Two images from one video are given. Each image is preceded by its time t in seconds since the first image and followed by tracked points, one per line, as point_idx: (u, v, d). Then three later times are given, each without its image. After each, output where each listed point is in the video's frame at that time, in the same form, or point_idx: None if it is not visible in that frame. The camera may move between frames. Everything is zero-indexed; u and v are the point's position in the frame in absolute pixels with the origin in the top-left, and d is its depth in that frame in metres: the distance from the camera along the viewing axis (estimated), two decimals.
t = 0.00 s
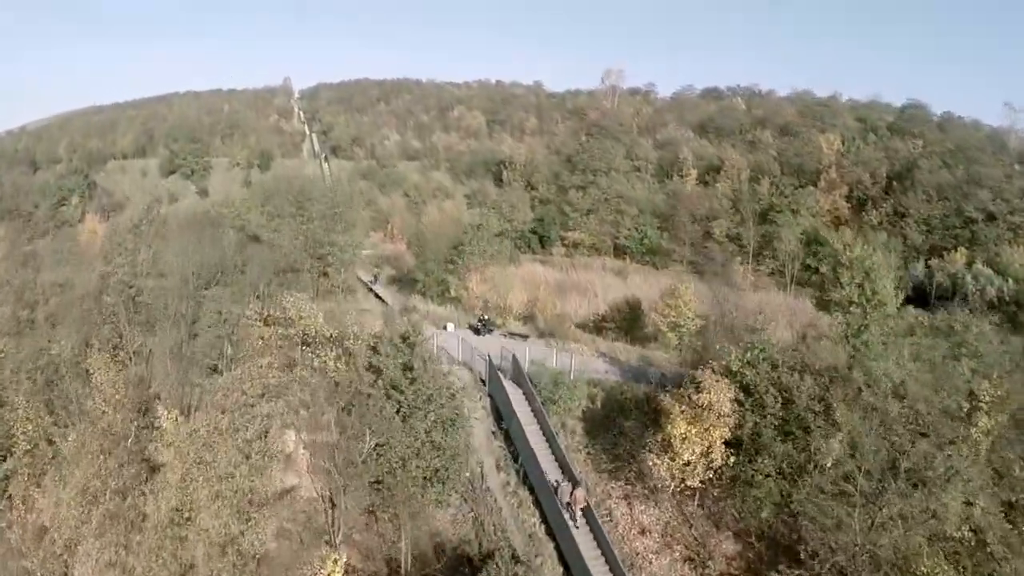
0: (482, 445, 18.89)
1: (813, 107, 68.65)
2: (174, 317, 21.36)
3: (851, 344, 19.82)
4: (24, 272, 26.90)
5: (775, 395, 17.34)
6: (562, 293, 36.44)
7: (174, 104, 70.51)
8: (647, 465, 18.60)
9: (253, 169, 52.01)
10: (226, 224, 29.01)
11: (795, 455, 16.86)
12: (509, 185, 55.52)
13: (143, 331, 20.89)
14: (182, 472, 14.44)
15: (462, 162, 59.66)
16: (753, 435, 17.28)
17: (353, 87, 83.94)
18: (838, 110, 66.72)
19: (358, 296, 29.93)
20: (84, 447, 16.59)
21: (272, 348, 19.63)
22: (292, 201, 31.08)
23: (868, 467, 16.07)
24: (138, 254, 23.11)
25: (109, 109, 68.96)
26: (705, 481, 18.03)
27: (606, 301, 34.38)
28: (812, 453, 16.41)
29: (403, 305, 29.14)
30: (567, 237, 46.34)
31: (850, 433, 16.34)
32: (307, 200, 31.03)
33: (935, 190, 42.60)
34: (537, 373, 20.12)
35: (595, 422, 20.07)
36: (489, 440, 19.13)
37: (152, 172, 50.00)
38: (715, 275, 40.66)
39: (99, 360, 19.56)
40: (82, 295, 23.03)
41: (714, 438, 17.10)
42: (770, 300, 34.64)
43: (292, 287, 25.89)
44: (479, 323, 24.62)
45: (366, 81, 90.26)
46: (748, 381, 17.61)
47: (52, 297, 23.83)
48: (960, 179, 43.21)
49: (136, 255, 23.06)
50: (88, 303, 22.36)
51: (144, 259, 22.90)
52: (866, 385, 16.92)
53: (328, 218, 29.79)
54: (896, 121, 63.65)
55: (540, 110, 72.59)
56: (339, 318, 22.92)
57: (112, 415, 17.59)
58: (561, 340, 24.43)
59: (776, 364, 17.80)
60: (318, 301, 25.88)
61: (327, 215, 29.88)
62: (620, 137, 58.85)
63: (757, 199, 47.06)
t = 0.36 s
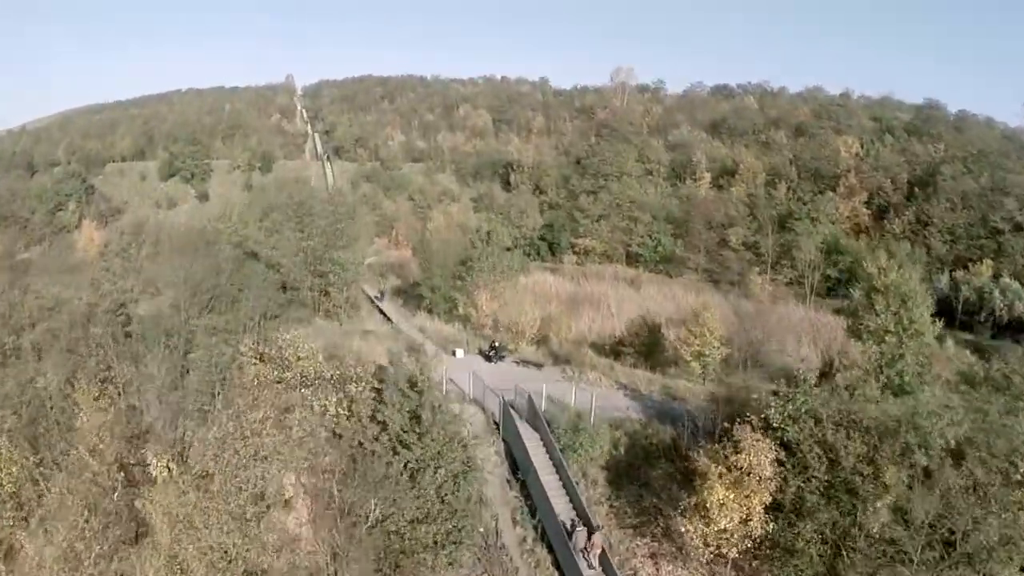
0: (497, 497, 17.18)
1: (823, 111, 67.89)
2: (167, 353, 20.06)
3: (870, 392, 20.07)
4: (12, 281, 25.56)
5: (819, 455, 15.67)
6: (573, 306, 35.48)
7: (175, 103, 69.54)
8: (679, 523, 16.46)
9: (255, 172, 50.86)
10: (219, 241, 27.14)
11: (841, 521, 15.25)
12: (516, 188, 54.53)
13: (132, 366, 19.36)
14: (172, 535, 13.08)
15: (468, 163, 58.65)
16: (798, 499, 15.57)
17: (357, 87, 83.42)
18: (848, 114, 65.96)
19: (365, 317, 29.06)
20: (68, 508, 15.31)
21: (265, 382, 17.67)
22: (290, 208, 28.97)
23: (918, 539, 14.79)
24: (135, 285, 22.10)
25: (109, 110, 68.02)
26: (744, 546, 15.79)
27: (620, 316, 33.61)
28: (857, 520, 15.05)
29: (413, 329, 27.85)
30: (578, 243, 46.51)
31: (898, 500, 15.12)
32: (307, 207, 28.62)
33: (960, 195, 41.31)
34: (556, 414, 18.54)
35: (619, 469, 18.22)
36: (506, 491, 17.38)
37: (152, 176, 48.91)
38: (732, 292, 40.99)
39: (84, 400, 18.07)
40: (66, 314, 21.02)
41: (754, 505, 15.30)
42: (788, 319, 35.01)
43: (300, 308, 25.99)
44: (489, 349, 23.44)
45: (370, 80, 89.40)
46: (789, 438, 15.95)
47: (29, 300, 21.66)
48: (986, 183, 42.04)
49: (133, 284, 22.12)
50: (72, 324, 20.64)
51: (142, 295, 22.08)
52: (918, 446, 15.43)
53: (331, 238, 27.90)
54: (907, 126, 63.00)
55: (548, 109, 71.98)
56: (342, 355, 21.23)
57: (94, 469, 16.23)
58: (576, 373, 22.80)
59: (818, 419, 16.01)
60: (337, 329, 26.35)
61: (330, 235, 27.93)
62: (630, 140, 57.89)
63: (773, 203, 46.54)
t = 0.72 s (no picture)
0: (508, 552, 15.79)
1: (832, 104, 67.05)
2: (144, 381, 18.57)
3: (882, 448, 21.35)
4: None
5: (871, 526, 14.56)
6: (584, 311, 34.42)
7: (168, 90, 67.52)
8: None
9: (253, 162, 49.13)
10: (206, 246, 24.93)
11: None
12: (523, 180, 53.14)
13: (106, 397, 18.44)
14: None
15: (472, 149, 57.00)
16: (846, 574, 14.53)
17: (356, 72, 81.63)
18: (858, 106, 65.12)
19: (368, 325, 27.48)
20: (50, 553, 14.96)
21: (248, 420, 15.79)
22: (284, 205, 26.41)
23: None
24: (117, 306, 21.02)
25: (99, 97, 65.83)
26: None
27: (634, 323, 33.03)
28: None
29: (415, 342, 25.95)
30: (587, 238, 45.39)
31: None
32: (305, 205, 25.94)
33: (985, 198, 42.13)
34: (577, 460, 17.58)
35: (649, 522, 16.99)
36: (519, 545, 15.98)
37: (146, 167, 47.23)
38: (750, 295, 41.59)
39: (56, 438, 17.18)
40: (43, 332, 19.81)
41: None
42: (802, 331, 34.73)
43: (291, 320, 25.18)
44: (500, 370, 22.54)
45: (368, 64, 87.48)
46: (839, 505, 15.01)
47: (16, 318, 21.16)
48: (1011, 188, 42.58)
49: (114, 304, 21.03)
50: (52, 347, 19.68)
51: (123, 318, 20.74)
52: (976, 517, 14.82)
53: (333, 245, 25.55)
54: (917, 120, 62.44)
55: (555, 96, 70.76)
56: (341, 384, 18.88)
57: (68, 523, 15.90)
58: (596, 397, 22.28)
59: (870, 482, 15.06)
60: (327, 344, 24.95)
61: (331, 239, 25.47)
62: (639, 132, 56.57)
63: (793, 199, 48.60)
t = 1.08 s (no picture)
0: None
1: (850, 103, 65.96)
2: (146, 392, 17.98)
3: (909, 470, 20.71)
4: None
5: (905, 566, 13.97)
6: (600, 316, 33.75)
7: (178, 83, 66.96)
8: None
9: (263, 158, 48.48)
10: (212, 251, 24.31)
11: None
12: (536, 178, 52.41)
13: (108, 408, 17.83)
14: None
15: (485, 145, 56.19)
16: None
17: (367, 66, 81.04)
18: (877, 105, 63.99)
19: (380, 330, 26.69)
20: None
21: (253, 440, 15.25)
22: (292, 205, 25.63)
23: None
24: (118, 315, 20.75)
25: (108, 90, 65.34)
26: None
27: (650, 330, 32.45)
28: None
29: (427, 349, 25.24)
30: (603, 239, 44.68)
31: None
32: (313, 206, 25.16)
33: (1011, 201, 41.34)
34: (595, 482, 17.11)
35: (668, 551, 16.52)
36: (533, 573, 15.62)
37: (155, 163, 46.66)
38: (768, 300, 40.87)
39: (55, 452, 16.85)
40: (45, 345, 19.72)
41: None
42: (822, 339, 33.97)
43: (300, 325, 24.54)
44: (514, 382, 21.97)
45: (380, 58, 86.80)
46: (873, 543, 14.41)
47: (20, 326, 20.92)
48: None
49: (118, 314, 20.79)
50: (54, 358, 19.26)
51: (126, 328, 20.63)
52: (1017, 558, 13.56)
53: (343, 248, 24.85)
54: (937, 119, 61.31)
55: (568, 92, 70.00)
56: (351, 400, 18.17)
57: (67, 545, 14.67)
58: (613, 412, 21.96)
59: (905, 518, 14.50)
60: (335, 351, 24.31)
61: (340, 241, 24.78)
62: (654, 130, 55.69)
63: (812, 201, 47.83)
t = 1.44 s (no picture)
0: None
1: (867, 103, 64.94)
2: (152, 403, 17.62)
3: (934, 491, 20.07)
4: None
5: None
6: (614, 322, 33.20)
7: (190, 81, 66.70)
8: None
9: (275, 157, 48.01)
10: (222, 255, 23.86)
11: None
12: (550, 179, 51.82)
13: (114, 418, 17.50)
14: None
15: (498, 145, 55.59)
16: None
17: (380, 65, 80.61)
18: (895, 105, 62.95)
19: (391, 335, 26.22)
20: None
21: (262, 456, 14.87)
22: (303, 208, 24.96)
23: None
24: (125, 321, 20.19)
25: (120, 88, 65.16)
26: None
27: (665, 338, 31.90)
28: None
29: (439, 356, 24.79)
30: (617, 242, 44.06)
31: None
32: (324, 208, 24.42)
33: None
34: (612, 504, 16.71)
35: None
36: None
37: (166, 161, 46.25)
38: (785, 305, 40.13)
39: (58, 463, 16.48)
40: (52, 352, 19.51)
41: None
42: (841, 348, 33.27)
43: (310, 331, 24.18)
44: (528, 394, 21.52)
45: (392, 56, 86.33)
46: None
47: (26, 332, 20.66)
48: None
49: (124, 320, 20.28)
50: (60, 366, 18.95)
51: (133, 334, 20.07)
52: None
53: (354, 254, 24.25)
54: (956, 120, 60.26)
55: (582, 92, 69.29)
56: (363, 416, 17.75)
57: (68, 562, 13.75)
58: (629, 425, 21.49)
59: (934, 550, 13.95)
60: (345, 358, 23.87)
61: (352, 246, 24.13)
62: (669, 130, 54.92)
63: (829, 203, 46.98)
